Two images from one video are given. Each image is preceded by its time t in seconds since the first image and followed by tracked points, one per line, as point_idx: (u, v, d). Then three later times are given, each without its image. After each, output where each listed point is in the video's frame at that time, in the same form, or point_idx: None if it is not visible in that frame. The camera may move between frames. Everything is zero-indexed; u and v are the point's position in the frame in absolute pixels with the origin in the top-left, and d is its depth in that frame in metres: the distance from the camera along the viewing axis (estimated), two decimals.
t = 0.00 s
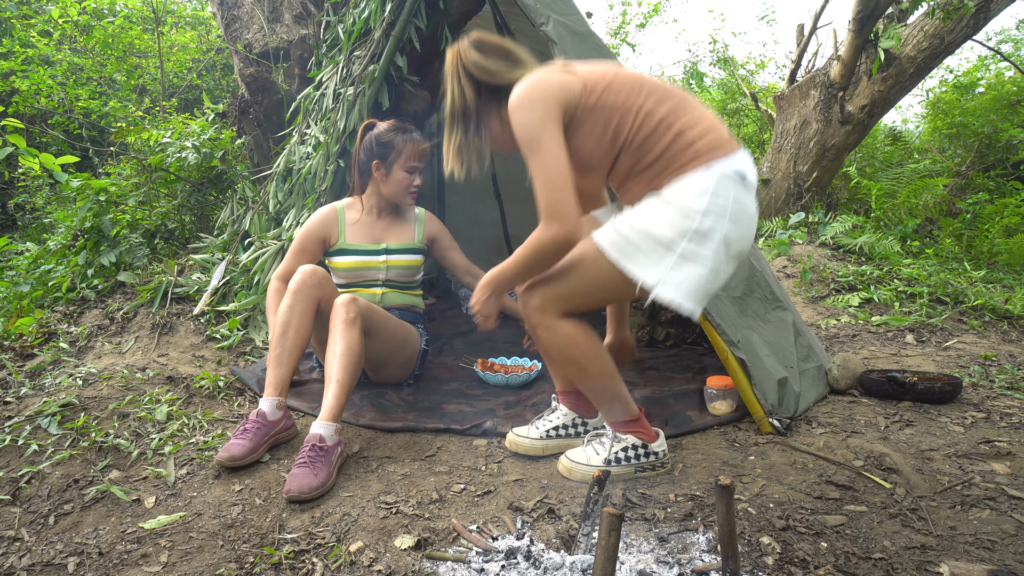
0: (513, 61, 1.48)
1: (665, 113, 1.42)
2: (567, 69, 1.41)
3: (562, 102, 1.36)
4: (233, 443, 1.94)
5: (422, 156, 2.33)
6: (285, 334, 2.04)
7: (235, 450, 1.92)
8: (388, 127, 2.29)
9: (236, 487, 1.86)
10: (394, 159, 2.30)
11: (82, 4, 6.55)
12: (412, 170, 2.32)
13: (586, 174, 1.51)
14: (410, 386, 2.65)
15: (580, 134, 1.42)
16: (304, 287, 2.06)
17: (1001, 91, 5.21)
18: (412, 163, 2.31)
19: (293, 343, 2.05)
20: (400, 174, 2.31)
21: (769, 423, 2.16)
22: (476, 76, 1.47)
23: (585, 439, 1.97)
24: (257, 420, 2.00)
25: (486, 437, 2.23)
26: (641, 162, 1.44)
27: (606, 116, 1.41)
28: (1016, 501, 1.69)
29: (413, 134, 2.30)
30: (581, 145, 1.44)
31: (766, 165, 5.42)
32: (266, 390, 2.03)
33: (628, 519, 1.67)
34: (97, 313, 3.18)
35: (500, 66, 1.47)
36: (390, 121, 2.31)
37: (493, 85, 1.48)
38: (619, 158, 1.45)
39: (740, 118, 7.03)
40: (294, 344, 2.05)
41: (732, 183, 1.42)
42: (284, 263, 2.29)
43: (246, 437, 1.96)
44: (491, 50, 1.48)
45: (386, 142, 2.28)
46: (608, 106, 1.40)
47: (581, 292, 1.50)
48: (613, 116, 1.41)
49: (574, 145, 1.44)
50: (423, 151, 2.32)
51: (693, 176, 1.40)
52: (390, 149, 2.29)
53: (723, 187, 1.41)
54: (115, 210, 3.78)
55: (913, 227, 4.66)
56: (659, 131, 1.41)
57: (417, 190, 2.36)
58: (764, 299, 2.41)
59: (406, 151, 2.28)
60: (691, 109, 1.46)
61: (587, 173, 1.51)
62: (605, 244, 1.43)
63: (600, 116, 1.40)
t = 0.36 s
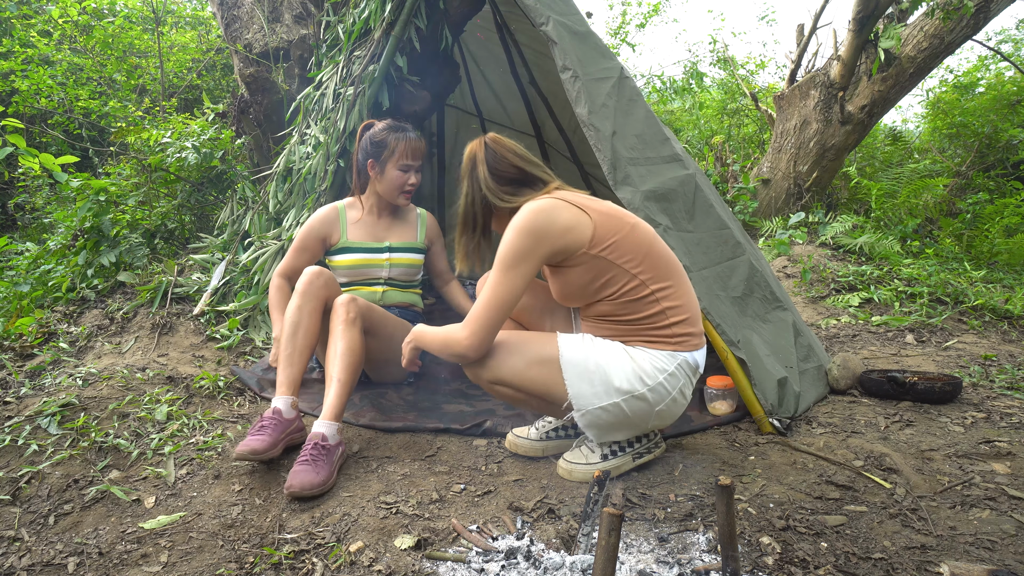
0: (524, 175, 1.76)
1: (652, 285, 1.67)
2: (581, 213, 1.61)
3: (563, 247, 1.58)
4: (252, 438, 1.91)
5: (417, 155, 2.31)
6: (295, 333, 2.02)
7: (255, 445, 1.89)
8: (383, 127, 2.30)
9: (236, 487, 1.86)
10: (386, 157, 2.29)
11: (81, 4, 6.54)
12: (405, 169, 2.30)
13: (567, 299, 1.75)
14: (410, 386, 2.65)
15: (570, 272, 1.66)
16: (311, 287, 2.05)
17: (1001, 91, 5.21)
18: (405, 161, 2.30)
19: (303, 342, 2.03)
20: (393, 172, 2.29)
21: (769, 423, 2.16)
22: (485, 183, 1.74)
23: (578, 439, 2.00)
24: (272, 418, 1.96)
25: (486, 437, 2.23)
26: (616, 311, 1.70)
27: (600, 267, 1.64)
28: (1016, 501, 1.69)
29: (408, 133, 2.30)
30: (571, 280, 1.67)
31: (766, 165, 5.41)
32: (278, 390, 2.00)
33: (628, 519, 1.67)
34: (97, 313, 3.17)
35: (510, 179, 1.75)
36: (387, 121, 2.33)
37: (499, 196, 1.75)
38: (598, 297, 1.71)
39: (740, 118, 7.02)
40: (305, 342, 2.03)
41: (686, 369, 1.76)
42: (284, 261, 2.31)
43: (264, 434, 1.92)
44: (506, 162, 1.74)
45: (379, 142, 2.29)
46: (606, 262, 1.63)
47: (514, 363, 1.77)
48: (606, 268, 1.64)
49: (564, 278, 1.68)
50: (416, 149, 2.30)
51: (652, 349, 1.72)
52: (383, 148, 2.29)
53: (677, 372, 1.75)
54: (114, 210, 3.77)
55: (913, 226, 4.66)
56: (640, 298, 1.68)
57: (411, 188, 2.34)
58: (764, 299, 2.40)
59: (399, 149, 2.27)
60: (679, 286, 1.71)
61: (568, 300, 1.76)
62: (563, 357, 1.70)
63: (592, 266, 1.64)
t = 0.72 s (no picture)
0: (529, 167, 1.79)
1: (665, 267, 1.74)
2: (594, 196, 1.66)
3: (580, 228, 1.62)
4: (248, 453, 1.87)
5: (421, 152, 2.29)
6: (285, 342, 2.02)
7: (251, 461, 1.85)
8: (386, 124, 2.28)
9: (236, 487, 1.86)
10: (389, 155, 2.28)
11: (82, 4, 6.54)
12: (409, 166, 2.28)
13: (579, 283, 1.79)
14: (410, 386, 2.65)
15: (583, 256, 1.70)
16: (299, 294, 2.05)
17: (1001, 91, 5.21)
18: (409, 159, 2.28)
19: (296, 349, 2.03)
20: (397, 170, 2.28)
21: (769, 423, 2.16)
22: (493, 177, 1.76)
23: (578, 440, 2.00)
24: (268, 431, 1.93)
25: (486, 437, 2.23)
26: (631, 293, 1.75)
27: (615, 250, 1.69)
28: (1016, 501, 1.69)
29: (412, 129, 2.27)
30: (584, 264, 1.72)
31: (766, 165, 5.41)
32: (274, 402, 1.97)
33: (628, 519, 1.67)
34: (97, 313, 3.18)
35: (517, 170, 1.78)
36: (388, 119, 2.30)
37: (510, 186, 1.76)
38: (611, 282, 1.75)
39: (740, 118, 7.02)
40: (297, 352, 2.03)
41: (705, 347, 1.82)
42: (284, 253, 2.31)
43: (262, 449, 1.88)
44: (511, 154, 1.78)
45: (382, 139, 2.27)
46: (620, 244, 1.68)
47: (541, 346, 1.70)
48: (621, 251, 1.69)
49: (578, 263, 1.71)
50: (420, 146, 2.28)
51: (673, 328, 1.76)
52: (386, 146, 2.27)
53: (699, 351, 1.80)
54: (115, 210, 3.78)
55: (913, 226, 4.66)
56: (656, 280, 1.73)
57: (417, 186, 2.31)
58: (764, 299, 2.40)
59: (401, 146, 2.25)
60: (687, 270, 1.79)
61: (580, 285, 1.80)
62: (597, 336, 1.69)
63: (607, 248, 1.68)
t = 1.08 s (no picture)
0: (531, 173, 1.79)
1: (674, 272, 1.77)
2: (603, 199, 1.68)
3: (594, 227, 1.63)
4: (249, 457, 1.86)
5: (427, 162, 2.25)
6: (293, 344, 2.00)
7: (252, 466, 1.84)
8: (390, 132, 2.23)
9: (235, 487, 1.86)
10: (393, 164, 2.23)
11: (82, 4, 6.53)
12: (414, 176, 2.25)
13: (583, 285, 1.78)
14: (411, 386, 2.65)
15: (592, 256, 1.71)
16: (307, 293, 2.05)
17: (1001, 91, 5.21)
18: (413, 168, 2.23)
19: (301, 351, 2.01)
20: (402, 179, 2.23)
21: (769, 423, 2.16)
22: (496, 184, 1.77)
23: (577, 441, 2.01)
24: (269, 434, 1.92)
25: (486, 437, 2.23)
26: (641, 296, 1.77)
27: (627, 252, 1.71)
28: (1016, 501, 1.69)
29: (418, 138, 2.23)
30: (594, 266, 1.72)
31: (766, 165, 5.41)
32: (276, 402, 1.97)
33: (628, 519, 1.67)
34: (97, 313, 3.17)
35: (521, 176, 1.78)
36: (393, 126, 2.26)
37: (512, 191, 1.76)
38: (621, 285, 1.76)
39: (740, 118, 7.02)
40: (302, 353, 2.02)
41: (707, 353, 1.85)
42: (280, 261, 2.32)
43: (264, 452, 1.88)
44: (515, 159, 1.79)
45: (386, 147, 2.21)
46: (632, 246, 1.70)
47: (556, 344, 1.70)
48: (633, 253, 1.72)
49: (588, 263, 1.71)
50: (426, 155, 2.24)
51: (682, 333, 1.79)
52: (390, 154, 2.22)
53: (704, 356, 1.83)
54: (115, 210, 3.77)
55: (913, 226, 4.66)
56: (665, 283, 1.75)
57: (422, 197, 2.28)
58: (764, 299, 2.40)
59: (407, 155, 2.20)
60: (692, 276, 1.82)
61: (586, 288, 1.79)
62: (613, 339, 1.70)
63: (618, 249, 1.70)
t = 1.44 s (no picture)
0: (531, 187, 1.86)
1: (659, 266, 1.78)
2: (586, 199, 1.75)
3: (573, 223, 1.68)
4: (253, 458, 1.86)
5: (425, 170, 2.24)
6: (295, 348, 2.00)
7: (257, 466, 1.84)
8: (390, 138, 2.20)
9: (235, 487, 1.86)
10: (392, 172, 2.21)
11: (82, 4, 6.52)
12: (412, 185, 2.23)
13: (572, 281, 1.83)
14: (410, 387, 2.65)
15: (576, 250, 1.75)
16: (312, 294, 2.05)
17: (1001, 91, 5.21)
18: (412, 178, 2.22)
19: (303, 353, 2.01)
20: (400, 189, 2.22)
21: (769, 423, 2.16)
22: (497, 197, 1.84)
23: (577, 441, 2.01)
24: (272, 434, 1.92)
25: (486, 437, 2.22)
26: (628, 290, 1.77)
27: (611, 245, 1.74)
28: (1016, 501, 1.69)
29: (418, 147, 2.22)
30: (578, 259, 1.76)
31: (766, 165, 5.41)
32: (278, 403, 1.97)
33: (628, 519, 1.67)
34: (97, 313, 3.18)
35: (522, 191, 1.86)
36: (392, 132, 2.23)
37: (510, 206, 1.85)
38: (606, 279, 1.78)
39: (740, 118, 7.02)
40: (306, 355, 2.01)
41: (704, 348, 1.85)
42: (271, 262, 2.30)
43: (268, 452, 1.87)
44: (515, 173, 1.84)
45: (385, 155, 2.19)
46: (615, 240, 1.74)
47: (549, 340, 1.70)
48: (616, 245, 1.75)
49: (572, 258, 1.75)
50: (424, 164, 2.23)
51: (676, 326, 1.78)
52: (389, 162, 2.20)
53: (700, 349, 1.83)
54: (115, 210, 3.77)
55: (913, 226, 4.66)
56: (651, 278, 1.76)
57: (417, 206, 2.29)
58: (764, 299, 2.41)
59: (407, 166, 2.19)
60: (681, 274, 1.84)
61: (575, 285, 1.83)
62: (609, 334, 1.70)
63: (602, 243, 1.73)
